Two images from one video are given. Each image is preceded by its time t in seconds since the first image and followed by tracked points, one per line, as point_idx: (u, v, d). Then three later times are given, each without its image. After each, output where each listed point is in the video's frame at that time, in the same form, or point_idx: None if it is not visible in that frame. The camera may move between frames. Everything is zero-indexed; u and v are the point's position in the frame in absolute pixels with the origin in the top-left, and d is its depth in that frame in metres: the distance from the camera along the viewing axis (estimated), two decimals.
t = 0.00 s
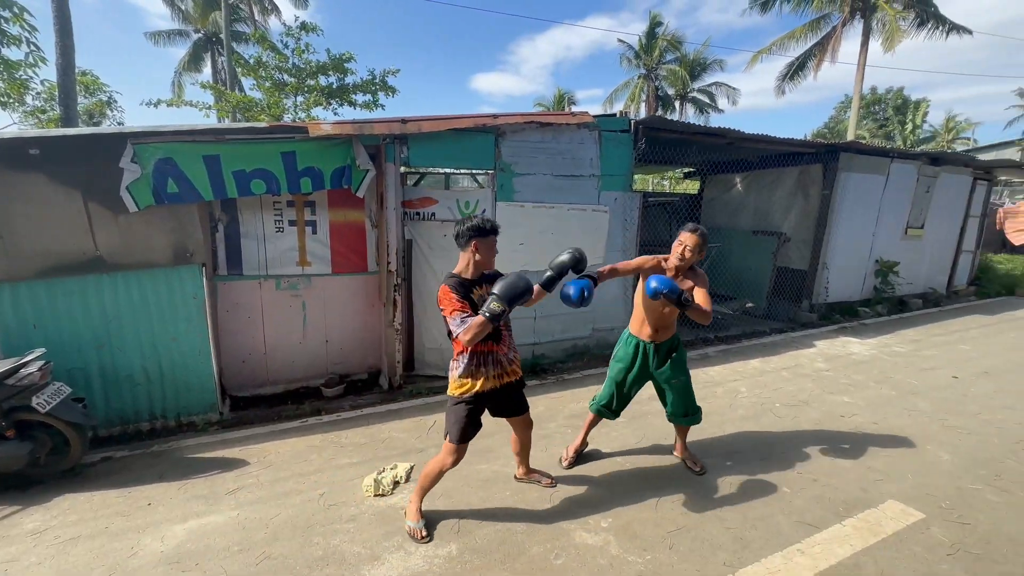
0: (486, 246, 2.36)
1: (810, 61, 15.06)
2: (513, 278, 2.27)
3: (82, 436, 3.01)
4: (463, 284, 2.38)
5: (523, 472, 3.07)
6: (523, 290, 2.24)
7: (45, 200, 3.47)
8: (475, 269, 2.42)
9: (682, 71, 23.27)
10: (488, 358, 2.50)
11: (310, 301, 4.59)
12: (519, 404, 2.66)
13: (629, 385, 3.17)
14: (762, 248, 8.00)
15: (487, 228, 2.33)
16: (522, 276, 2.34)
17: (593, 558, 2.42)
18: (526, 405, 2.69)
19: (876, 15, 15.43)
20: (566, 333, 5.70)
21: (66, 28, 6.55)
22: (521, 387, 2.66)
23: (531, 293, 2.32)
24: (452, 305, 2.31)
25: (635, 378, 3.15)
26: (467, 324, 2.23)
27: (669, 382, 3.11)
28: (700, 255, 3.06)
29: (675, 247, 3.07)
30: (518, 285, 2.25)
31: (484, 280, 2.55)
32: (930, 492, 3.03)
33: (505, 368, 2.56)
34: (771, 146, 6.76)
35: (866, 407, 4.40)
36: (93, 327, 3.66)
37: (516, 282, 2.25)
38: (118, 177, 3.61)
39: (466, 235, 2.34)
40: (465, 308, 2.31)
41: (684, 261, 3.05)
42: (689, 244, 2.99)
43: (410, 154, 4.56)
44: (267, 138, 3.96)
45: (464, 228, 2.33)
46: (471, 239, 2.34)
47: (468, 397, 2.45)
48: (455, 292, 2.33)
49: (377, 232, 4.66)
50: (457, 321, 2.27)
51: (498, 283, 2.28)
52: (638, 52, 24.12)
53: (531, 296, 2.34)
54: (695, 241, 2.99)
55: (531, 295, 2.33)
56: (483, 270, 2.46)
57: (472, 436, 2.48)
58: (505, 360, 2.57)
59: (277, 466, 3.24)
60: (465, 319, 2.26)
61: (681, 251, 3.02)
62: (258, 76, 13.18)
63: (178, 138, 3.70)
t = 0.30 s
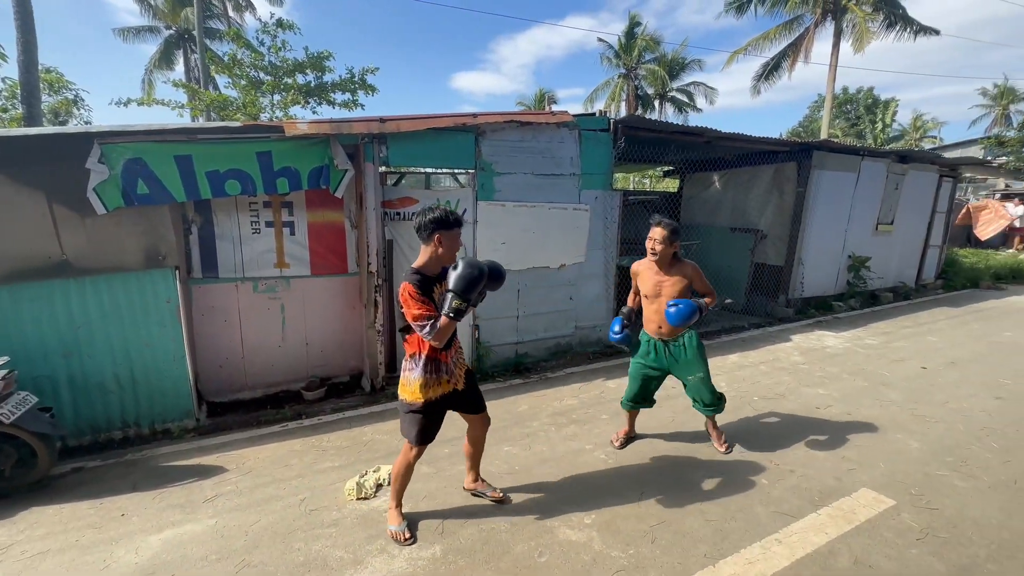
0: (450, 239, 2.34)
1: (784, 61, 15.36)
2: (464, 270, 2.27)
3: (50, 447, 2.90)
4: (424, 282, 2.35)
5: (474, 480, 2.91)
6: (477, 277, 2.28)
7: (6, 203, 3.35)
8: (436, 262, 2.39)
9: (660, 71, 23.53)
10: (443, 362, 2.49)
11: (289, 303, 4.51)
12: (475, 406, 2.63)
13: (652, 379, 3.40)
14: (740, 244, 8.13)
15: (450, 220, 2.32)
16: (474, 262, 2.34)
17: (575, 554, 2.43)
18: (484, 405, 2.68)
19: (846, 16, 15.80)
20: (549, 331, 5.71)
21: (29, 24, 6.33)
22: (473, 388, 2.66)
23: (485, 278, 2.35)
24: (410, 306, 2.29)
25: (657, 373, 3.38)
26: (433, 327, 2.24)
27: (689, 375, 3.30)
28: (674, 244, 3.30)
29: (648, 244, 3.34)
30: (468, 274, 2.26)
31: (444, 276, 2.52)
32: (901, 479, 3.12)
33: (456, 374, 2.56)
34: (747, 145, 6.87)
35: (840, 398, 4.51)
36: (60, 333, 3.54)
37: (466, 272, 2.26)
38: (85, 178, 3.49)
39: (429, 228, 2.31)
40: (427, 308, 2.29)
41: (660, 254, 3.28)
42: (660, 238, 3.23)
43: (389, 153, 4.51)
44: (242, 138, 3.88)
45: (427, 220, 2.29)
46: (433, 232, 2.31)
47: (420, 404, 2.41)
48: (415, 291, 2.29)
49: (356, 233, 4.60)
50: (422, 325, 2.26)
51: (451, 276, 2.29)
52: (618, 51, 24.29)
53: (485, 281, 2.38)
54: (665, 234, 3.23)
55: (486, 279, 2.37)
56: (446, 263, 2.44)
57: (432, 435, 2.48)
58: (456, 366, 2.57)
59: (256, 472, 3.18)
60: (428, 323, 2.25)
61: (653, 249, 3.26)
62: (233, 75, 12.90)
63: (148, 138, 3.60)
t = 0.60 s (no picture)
0: (436, 243, 2.31)
1: (774, 57, 15.45)
2: (450, 300, 2.22)
3: (38, 451, 2.87)
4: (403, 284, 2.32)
5: (447, 490, 2.83)
6: (459, 309, 2.22)
7: None
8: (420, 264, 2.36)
9: (652, 67, 23.54)
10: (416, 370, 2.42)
11: (281, 303, 4.48)
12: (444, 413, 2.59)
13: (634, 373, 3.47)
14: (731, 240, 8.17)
15: (439, 221, 2.28)
16: (461, 290, 2.29)
17: (569, 550, 2.44)
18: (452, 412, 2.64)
19: (836, 13, 15.89)
20: (542, 328, 5.72)
21: (11, 22, 6.23)
22: (445, 400, 2.61)
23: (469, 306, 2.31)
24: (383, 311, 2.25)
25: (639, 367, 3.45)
26: (398, 338, 2.26)
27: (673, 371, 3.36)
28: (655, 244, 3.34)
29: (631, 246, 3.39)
30: (451, 306, 2.21)
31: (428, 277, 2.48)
32: (890, 470, 3.15)
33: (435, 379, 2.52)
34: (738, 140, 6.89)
35: (831, 391, 4.55)
36: (47, 336, 3.50)
37: (451, 306, 2.20)
38: (70, 178, 3.45)
39: (416, 229, 2.27)
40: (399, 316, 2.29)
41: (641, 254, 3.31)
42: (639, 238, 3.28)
43: (380, 151, 4.49)
44: (230, 137, 3.84)
45: (415, 221, 2.25)
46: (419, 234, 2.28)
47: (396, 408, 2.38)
48: (391, 296, 2.26)
49: (347, 231, 4.57)
50: (388, 332, 2.26)
51: (436, 298, 2.25)
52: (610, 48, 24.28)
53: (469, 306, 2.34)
54: (643, 234, 3.28)
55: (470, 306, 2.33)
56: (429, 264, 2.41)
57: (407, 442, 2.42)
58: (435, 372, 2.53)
59: (248, 473, 3.16)
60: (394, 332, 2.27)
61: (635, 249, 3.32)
62: (222, 73, 12.77)
63: (133, 137, 3.56)
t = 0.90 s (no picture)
0: (367, 252, 1.98)
1: (780, 52, 15.35)
2: (387, 307, 1.91)
3: (47, 448, 2.91)
4: (332, 300, 1.99)
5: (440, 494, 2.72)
6: (400, 317, 1.92)
7: None
8: (352, 276, 2.03)
9: (657, 63, 23.42)
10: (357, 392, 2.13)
11: (285, 301, 4.50)
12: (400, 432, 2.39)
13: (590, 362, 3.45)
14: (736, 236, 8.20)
15: (366, 225, 1.96)
16: (401, 295, 1.98)
17: (573, 546, 2.45)
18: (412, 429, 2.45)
19: (843, 6, 15.74)
20: (545, 325, 5.73)
21: (19, 24, 6.28)
22: (396, 420, 2.37)
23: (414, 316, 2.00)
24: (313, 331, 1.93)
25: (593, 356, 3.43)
26: (335, 360, 1.94)
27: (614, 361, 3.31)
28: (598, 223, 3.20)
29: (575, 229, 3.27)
30: (389, 314, 1.91)
31: (364, 289, 2.17)
32: (897, 467, 3.14)
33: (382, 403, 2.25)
34: (743, 135, 6.85)
35: (837, 387, 4.54)
36: (54, 335, 3.53)
37: (389, 313, 1.90)
38: (76, 178, 3.48)
39: (342, 238, 1.94)
40: (332, 336, 1.97)
41: (583, 235, 3.21)
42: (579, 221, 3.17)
43: (383, 149, 4.52)
44: (233, 136, 3.86)
45: (339, 228, 1.93)
46: (346, 243, 1.95)
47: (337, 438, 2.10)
48: (317, 314, 1.94)
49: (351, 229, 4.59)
50: (319, 356, 1.93)
51: (372, 309, 1.94)
52: (614, 44, 24.16)
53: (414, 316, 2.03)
54: (582, 215, 3.16)
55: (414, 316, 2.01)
56: (363, 276, 2.08)
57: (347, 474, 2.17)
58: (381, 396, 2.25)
59: (254, 469, 3.19)
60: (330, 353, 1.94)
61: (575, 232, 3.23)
62: (227, 73, 12.82)
63: (138, 137, 3.59)
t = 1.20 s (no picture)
0: (322, 246, 1.87)
1: (802, 45, 15.06)
2: (327, 303, 1.76)
3: (77, 438, 3.01)
4: (279, 297, 1.87)
5: (345, 537, 2.39)
6: (339, 315, 1.76)
7: (29, 203, 3.45)
8: (306, 272, 1.92)
9: (674, 58, 23.14)
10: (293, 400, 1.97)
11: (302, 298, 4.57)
12: (348, 448, 2.14)
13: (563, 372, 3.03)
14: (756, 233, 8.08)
15: (323, 219, 1.85)
16: (345, 293, 1.82)
17: (588, 544, 2.46)
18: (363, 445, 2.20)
19: None
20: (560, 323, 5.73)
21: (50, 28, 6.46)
22: (341, 437, 2.12)
23: (358, 315, 1.85)
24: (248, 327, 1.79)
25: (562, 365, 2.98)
26: (268, 361, 1.79)
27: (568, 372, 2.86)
28: (562, 246, 2.84)
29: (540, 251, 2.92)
30: (328, 312, 1.75)
31: (317, 286, 2.05)
32: (921, 471, 3.08)
33: (327, 412, 2.05)
34: (763, 131, 6.75)
35: (859, 388, 4.46)
36: (83, 329, 3.64)
37: (329, 310, 1.74)
38: (104, 177, 3.58)
39: (293, 229, 1.82)
40: (269, 334, 1.83)
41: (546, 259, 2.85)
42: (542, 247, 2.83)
43: (399, 147, 4.57)
44: (253, 135, 3.93)
45: (292, 218, 1.81)
46: (298, 234, 1.84)
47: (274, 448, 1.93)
48: (258, 309, 1.81)
49: (368, 226, 4.63)
50: (252, 355, 1.78)
51: (310, 305, 1.78)
52: (631, 39, 23.94)
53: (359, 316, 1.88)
54: (544, 240, 2.81)
55: (359, 316, 1.85)
56: (317, 272, 1.96)
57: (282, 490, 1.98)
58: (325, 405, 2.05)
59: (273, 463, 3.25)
60: (264, 352, 1.79)
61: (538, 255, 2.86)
62: (247, 73, 13.03)
63: (162, 137, 3.67)
